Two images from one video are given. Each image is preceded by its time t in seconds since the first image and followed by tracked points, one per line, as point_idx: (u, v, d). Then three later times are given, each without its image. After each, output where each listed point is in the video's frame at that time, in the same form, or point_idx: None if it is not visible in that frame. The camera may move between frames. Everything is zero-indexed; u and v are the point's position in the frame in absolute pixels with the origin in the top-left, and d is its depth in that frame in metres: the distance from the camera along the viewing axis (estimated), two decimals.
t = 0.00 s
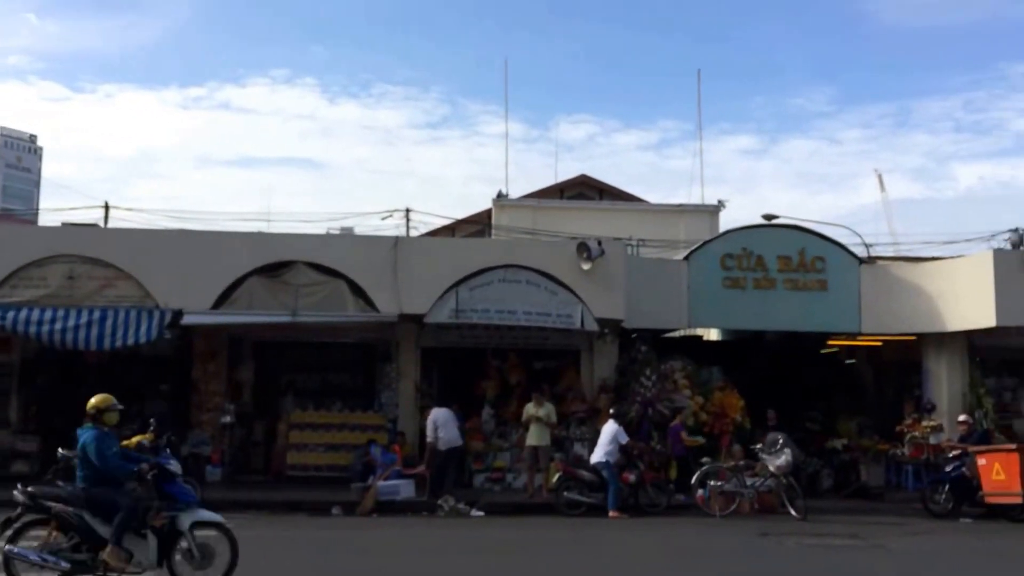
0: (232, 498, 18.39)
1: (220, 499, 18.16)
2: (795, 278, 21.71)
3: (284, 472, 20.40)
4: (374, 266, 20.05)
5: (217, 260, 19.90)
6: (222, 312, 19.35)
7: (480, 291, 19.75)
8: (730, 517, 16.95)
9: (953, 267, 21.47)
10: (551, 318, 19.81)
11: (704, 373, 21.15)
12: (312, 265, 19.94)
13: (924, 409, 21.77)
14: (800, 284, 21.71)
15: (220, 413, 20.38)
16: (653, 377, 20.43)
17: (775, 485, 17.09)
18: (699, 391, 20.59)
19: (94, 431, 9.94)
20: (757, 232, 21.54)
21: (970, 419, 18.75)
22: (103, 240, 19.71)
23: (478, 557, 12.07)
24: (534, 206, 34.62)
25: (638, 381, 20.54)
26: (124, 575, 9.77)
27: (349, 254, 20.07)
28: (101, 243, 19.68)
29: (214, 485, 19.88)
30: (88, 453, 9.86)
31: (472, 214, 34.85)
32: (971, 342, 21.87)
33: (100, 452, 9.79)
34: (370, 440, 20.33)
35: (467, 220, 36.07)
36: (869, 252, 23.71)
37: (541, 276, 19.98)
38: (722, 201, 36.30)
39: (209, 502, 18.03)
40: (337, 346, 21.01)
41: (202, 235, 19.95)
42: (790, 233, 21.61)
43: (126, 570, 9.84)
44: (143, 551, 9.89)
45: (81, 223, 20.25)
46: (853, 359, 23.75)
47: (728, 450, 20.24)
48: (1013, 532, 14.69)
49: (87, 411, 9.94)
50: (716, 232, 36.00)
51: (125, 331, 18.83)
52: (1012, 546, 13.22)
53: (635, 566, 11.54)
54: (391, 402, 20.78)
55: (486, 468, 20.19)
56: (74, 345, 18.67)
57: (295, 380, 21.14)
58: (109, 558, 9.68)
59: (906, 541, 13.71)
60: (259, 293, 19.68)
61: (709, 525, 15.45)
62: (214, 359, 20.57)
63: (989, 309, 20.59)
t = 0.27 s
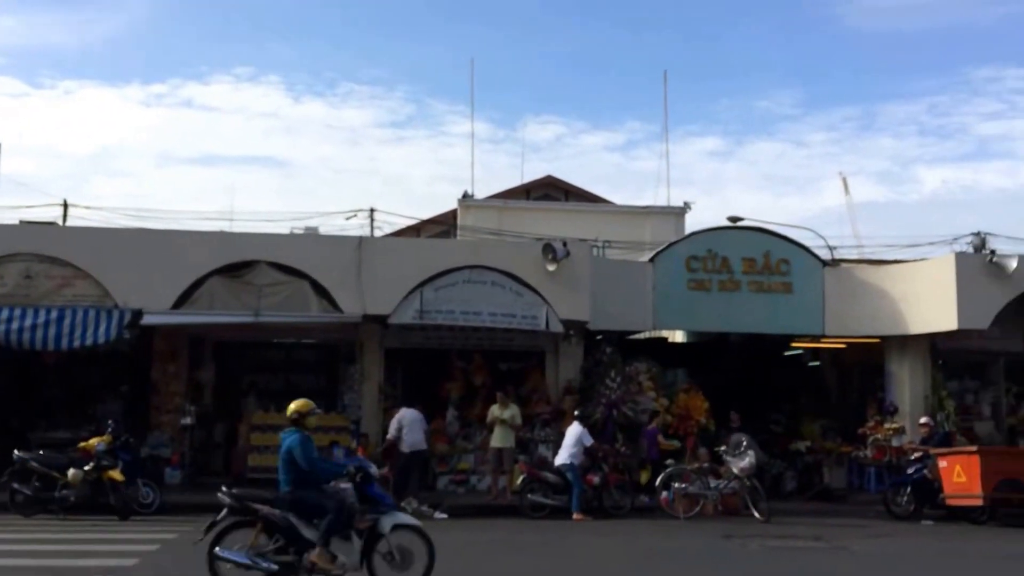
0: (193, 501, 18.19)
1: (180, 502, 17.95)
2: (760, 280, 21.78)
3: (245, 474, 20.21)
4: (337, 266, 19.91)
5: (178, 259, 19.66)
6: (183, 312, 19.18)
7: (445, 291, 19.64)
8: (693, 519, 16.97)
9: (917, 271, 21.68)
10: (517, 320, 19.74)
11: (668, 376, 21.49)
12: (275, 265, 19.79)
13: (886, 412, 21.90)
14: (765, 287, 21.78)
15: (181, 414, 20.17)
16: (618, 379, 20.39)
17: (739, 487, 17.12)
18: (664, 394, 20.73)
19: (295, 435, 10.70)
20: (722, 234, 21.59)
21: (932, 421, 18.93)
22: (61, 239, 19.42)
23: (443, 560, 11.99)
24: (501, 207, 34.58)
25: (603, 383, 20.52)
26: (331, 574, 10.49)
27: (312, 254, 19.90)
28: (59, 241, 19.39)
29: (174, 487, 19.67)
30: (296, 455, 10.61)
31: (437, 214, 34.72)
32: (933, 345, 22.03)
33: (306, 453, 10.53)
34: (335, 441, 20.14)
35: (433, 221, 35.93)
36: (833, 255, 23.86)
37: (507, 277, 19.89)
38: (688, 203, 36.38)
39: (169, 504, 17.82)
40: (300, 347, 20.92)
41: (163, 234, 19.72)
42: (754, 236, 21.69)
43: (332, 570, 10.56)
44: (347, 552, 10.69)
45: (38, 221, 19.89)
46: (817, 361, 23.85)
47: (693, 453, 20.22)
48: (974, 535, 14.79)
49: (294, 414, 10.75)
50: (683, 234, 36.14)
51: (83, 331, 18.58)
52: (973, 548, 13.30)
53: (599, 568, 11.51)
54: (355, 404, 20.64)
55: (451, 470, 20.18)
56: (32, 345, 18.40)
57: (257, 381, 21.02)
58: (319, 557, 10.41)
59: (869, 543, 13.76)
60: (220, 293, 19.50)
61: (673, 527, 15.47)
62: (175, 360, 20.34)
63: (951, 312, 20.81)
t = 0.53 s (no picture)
0: (152, 503, 18.00)
1: (139, 505, 17.76)
2: (722, 283, 21.86)
3: (206, 476, 20.02)
4: (299, 266, 19.78)
5: (136, 259, 19.45)
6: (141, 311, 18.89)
7: (409, 292, 19.52)
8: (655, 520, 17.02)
9: (878, 274, 21.86)
10: (481, 321, 19.71)
11: (631, 378, 21.35)
12: (236, 265, 19.65)
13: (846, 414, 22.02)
14: (728, 289, 21.88)
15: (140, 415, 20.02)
16: (581, 381, 20.38)
17: (701, 489, 17.18)
18: (628, 396, 20.79)
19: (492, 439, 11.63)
20: (685, 236, 21.65)
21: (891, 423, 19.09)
22: (17, 237, 19.13)
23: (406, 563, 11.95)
24: (465, 207, 34.72)
25: (566, 385, 20.52)
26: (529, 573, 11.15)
27: (273, 254, 19.77)
28: (15, 240, 19.09)
29: (132, 489, 19.44)
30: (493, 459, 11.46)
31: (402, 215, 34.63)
32: (893, 347, 22.20)
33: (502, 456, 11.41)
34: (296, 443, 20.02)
35: (398, 221, 35.83)
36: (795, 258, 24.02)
37: (470, 278, 19.84)
38: (653, 205, 36.51)
39: (127, 507, 17.63)
40: (260, 348, 20.72)
41: (121, 232, 19.46)
42: (718, 238, 21.78)
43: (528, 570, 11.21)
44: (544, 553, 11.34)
45: None
46: (779, 363, 23.91)
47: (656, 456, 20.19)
48: (931, 535, 14.91)
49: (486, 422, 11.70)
50: (648, 236, 36.27)
51: (39, 331, 18.24)
52: (931, 549, 13.42)
53: (560, 569, 11.51)
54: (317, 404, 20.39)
55: (413, 471, 20.04)
56: None
57: (217, 383, 20.79)
58: (519, 558, 11.14)
59: (828, 543, 13.85)
60: (180, 293, 19.38)
61: (635, 528, 15.54)
62: (133, 360, 20.16)
63: (911, 315, 20.99)
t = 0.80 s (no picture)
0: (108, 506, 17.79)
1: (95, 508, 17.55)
2: (685, 284, 21.96)
3: (163, 478, 19.80)
4: (260, 265, 19.64)
5: (94, 257, 19.22)
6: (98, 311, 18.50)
7: (371, 292, 19.47)
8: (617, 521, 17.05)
9: (837, 276, 22.08)
10: (443, 322, 19.72)
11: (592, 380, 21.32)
12: (196, 263, 19.45)
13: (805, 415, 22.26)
14: (690, 291, 21.98)
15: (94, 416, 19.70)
16: (544, 382, 20.38)
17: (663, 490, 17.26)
18: (590, 396, 20.81)
19: (671, 440, 10.82)
20: (648, 238, 21.74)
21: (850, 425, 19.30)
22: None
23: (366, 564, 11.89)
24: (429, 207, 34.53)
25: (529, 386, 20.55)
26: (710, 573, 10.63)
27: (233, 253, 19.60)
28: None
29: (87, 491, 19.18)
30: (674, 458, 10.69)
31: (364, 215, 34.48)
32: (852, 350, 22.44)
33: (686, 456, 10.65)
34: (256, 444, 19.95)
35: (360, 221, 35.68)
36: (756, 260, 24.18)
37: (432, 279, 19.82)
38: (616, 206, 36.62)
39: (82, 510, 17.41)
40: (219, 348, 20.58)
41: (78, 230, 19.20)
42: (680, 239, 21.88)
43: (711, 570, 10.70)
44: (720, 554, 10.82)
45: None
46: (741, 365, 24.15)
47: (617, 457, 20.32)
48: (888, 535, 15.12)
49: (663, 422, 10.82)
50: (611, 237, 36.37)
51: None
52: (888, 548, 13.60)
53: (518, 570, 11.53)
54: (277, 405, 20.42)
55: (375, 473, 20.09)
56: None
57: (176, 384, 20.56)
58: (702, 558, 10.51)
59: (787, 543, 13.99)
60: (136, 292, 19.00)
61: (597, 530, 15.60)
62: (89, 361, 19.94)
63: (869, 318, 21.21)
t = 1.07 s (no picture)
0: (61, 508, 17.57)
1: (47, 510, 17.33)
2: (646, 287, 22.08)
3: (116, 481, 19.66)
4: (218, 264, 19.48)
5: (46, 254, 18.90)
6: (51, 311, 18.29)
7: (330, 292, 19.42)
8: (577, 523, 17.15)
9: (793, 279, 22.36)
10: (404, 323, 19.70)
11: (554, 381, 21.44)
12: (152, 262, 19.22)
13: (763, 417, 22.44)
14: (650, 293, 22.10)
15: (45, 416, 19.45)
16: (505, 383, 20.35)
17: (622, 491, 17.31)
18: (551, 398, 20.91)
19: (829, 445, 11.10)
20: (609, 241, 21.83)
21: (806, 426, 19.53)
22: None
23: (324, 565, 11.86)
24: (390, 207, 34.40)
25: (490, 388, 20.43)
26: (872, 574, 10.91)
27: (191, 251, 19.42)
28: None
29: (37, 493, 18.92)
30: (834, 463, 10.93)
31: (325, 215, 34.32)
32: (809, 352, 22.84)
33: (847, 461, 10.95)
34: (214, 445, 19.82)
35: (322, 221, 35.49)
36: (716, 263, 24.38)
37: (393, 279, 19.80)
38: (578, 208, 36.72)
39: (33, 512, 17.20)
40: (175, 348, 20.44)
41: (31, 226, 18.88)
42: (641, 242, 22.01)
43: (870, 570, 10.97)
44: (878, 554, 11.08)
45: None
46: (700, 367, 24.34)
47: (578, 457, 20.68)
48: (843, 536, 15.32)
49: (821, 428, 11.09)
50: (572, 239, 36.47)
51: None
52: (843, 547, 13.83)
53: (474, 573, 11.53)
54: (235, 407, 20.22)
55: (334, 475, 20.07)
56: None
57: (130, 384, 20.41)
58: (862, 558, 10.83)
59: (743, 543, 14.17)
60: (90, 290, 18.71)
61: (556, 531, 15.66)
62: (41, 361, 19.69)
63: (826, 321, 21.46)
